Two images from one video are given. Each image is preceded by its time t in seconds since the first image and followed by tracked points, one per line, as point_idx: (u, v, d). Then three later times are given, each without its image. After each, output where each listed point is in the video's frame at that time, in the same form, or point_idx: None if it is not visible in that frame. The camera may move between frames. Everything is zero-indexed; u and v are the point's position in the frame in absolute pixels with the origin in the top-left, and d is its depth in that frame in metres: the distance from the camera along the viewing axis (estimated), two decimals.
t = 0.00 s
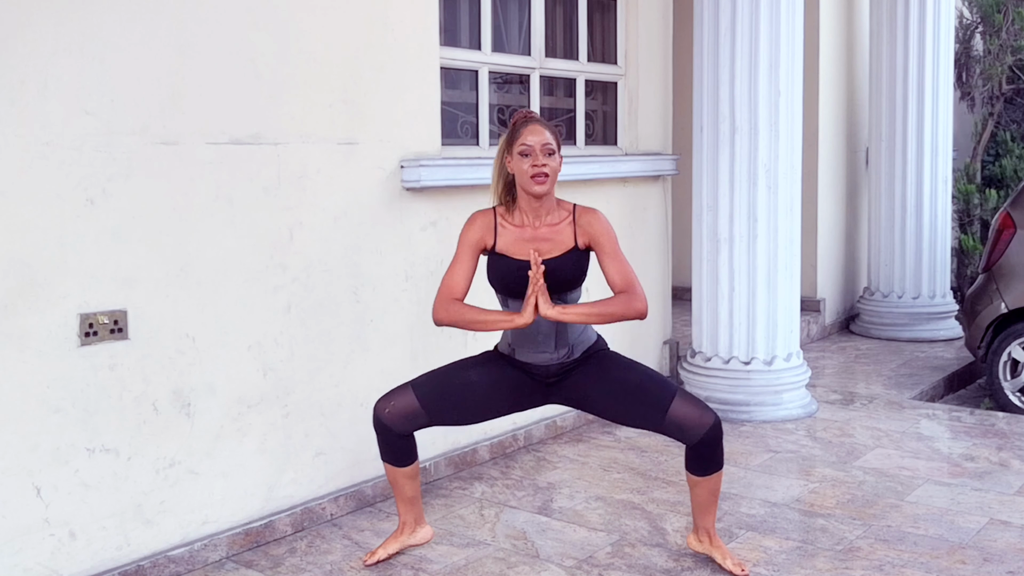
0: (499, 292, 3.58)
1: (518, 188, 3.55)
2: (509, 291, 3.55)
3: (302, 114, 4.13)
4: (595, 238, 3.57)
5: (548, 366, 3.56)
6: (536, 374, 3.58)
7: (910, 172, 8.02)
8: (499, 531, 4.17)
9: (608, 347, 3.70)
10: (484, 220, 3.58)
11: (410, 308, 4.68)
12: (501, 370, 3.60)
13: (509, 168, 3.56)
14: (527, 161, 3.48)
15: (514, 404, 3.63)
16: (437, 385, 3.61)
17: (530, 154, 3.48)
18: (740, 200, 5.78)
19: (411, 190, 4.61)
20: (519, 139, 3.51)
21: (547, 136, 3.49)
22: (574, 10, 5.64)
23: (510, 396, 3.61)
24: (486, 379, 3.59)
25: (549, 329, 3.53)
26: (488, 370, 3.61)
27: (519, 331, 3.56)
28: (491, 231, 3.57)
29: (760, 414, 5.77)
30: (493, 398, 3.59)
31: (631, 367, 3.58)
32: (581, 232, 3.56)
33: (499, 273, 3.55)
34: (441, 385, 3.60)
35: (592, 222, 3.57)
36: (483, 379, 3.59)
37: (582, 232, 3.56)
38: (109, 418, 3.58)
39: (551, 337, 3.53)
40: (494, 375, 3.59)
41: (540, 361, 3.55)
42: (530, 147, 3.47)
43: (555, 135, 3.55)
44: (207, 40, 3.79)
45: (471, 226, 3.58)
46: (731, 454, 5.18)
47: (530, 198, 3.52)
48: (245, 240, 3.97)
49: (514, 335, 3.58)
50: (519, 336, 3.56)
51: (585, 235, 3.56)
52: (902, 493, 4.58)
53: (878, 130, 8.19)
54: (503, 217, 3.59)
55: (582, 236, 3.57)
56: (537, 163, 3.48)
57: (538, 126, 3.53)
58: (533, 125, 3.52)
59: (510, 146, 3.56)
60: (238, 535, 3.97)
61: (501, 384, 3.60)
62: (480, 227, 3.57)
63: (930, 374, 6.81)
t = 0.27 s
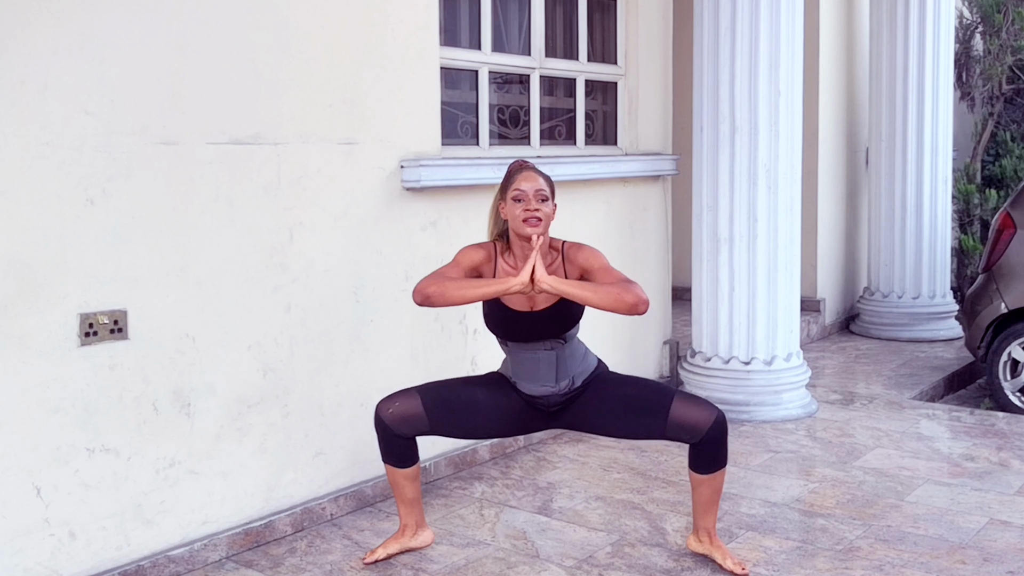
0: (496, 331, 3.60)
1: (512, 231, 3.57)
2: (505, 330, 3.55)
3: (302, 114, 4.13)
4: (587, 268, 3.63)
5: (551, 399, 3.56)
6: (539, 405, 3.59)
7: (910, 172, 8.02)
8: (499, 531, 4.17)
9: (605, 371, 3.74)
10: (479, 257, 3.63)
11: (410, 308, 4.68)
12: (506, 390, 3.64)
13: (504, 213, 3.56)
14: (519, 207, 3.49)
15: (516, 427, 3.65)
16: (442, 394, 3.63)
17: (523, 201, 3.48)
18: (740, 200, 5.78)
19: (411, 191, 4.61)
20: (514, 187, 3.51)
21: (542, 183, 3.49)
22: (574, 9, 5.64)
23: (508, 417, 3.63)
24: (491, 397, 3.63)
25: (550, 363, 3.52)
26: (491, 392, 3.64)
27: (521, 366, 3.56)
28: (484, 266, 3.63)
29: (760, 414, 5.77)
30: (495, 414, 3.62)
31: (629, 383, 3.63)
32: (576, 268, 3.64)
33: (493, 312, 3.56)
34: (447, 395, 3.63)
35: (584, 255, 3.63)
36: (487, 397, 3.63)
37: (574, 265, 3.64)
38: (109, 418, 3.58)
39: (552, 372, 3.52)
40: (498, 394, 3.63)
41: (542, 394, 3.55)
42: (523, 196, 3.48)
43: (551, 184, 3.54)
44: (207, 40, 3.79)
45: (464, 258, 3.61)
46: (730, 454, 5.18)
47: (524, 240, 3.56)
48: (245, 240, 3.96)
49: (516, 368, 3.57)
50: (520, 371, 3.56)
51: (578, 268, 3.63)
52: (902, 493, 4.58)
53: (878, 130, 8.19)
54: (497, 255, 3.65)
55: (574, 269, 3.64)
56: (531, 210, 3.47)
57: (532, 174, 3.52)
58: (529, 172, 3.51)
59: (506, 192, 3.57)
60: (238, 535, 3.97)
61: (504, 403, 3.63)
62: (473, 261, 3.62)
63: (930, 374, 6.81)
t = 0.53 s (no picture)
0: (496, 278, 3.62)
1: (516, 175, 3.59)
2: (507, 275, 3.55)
3: (302, 114, 4.13)
4: (593, 219, 3.59)
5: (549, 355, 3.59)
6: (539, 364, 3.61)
7: (910, 172, 8.02)
8: (499, 531, 4.17)
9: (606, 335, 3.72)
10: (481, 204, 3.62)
11: (410, 308, 4.68)
12: (504, 366, 3.61)
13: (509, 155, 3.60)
14: (526, 148, 3.52)
15: (516, 397, 3.65)
16: (442, 390, 3.60)
17: (529, 142, 3.51)
18: (740, 200, 5.78)
19: (411, 191, 4.61)
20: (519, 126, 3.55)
21: (548, 123, 3.53)
22: (574, 10, 5.64)
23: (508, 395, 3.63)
24: (489, 378, 3.60)
25: (549, 315, 3.56)
26: (489, 367, 3.61)
27: (520, 318, 3.59)
28: (486, 213, 3.60)
29: (760, 414, 5.77)
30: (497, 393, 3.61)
31: (633, 361, 3.58)
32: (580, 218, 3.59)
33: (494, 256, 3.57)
34: (447, 390, 3.59)
35: (590, 206, 3.59)
36: (488, 380, 3.60)
37: (580, 215, 3.59)
38: (109, 418, 3.58)
39: (551, 323, 3.56)
40: (496, 371, 3.60)
41: (542, 347, 3.58)
42: (529, 135, 3.51)
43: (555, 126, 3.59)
44: (207, 40, 3.79)
45: (467, 208, 3.61)
46: (731, 454, 5.18)
47: (528, 183, 3.57)
48: (245, 240, 3.97)
49: (515, 322, 3.61)
50: (519, 324, 3.59)
51: (584, 218, 3.59)
52: (902, 493, 4.58)
53: (878, 130, 8.19)
54: (501, 201, 3.63)
55: (581, 221, 3.59)
56: (536, 149, 3.51)
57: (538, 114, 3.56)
58: (534, 114, 3.55)
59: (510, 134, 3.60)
60: (238, 535, 3.97)
61: (504, 380, 3.61)
62: (476, 208, 3.60)
63: (930, 374, 6.81)
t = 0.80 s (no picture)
0: (500, 270, 3.60)
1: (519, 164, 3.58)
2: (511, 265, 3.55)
3: (302, 114, 4.13)
4: (597, 213, 3.57)
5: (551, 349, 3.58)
6: (539, 359, 3.59)
7: (910, 172, 8.02)
8: (499, 531, 4.17)
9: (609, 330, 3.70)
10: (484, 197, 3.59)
11: (410, 308, 4.68)
12: (504, 360, 3.60)
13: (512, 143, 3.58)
14: (529, 135, 3.51)
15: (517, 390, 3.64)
16: (443, 388, 3.60)
17: (532, 128, 3.51)
18: (740, 200, 5.78)
19: (411, 191, 4.61)
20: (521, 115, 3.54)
21: (550, 111, 3.53)
22: (574, 10, 5.64)
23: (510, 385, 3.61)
24: (490, 372, 3.59)
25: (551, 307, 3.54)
26: (489, 362, 3.60)
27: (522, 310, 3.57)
28: (491, 205, 3.58)
29: (760, 414, 5.77)
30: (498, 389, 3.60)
31: (635, 358, 3.58)
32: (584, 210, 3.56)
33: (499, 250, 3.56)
34: (448, 390, 3.59)
35: (594, 200, 3.57)
36: (489, 376, 3.59)
37: (584, 208, 3.56)
38: (110, 418, 3.58)
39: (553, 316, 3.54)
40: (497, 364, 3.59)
41: (543, 340, 3.56)
42: (532, 122, 3.50)
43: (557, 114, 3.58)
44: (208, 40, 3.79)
45: (472, 202, 3.59)
46: (731, 454, 5.18)
47: (531, 171, 3.56)
48: (245, 240, 3.97)
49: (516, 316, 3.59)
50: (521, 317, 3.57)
51: (587, 213, 3.56)
52: (902, 493, 4.58)
53: (878, 130, 8.19)
54: (504, 193, 3.60)
55: (584, 215, 3.57)
56: (539, 136, 3.51)
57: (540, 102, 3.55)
58: (537, 101, 3.55)
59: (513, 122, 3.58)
60: (238, 535, 3.97)
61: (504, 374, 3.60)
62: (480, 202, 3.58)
63: (930, 374, 6.81)
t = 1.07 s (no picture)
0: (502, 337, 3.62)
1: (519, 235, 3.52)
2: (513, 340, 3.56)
3: (301, 113, 4.13)
4: (595, 283, 3.57)
5: (553, 401, 3.55)
6: (540, 407, 3.58)
7: (910, 172, 8.02)
8: (499, 531, 4.17)
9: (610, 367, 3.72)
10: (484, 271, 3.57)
11: (410, 308, 4.68)
12: (510, 395, 3.60)
13: (512, 217, 3.53)
14: (529, 209, 3.45)
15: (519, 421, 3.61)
16: (446, 397, 3.62)
17: (533, 202, 3.44)
18: (740, 200, 5.78)
19: (411, 191, 4.61)
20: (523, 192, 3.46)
21: (551, 187, 3.46)
22: (573, 9, 5.64)
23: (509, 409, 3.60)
24: (493, 399, 3.60)
25: (553, 369, 3.51)
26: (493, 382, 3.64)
27: (525, 368, 3.54)
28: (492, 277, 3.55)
29: (760, 414, 5.77)
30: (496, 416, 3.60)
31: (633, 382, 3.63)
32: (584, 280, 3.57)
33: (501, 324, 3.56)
34: (450, 400, 3.61)
35: (593, 269, 3.56)
36: (491, 399, 3.60)
37: (583, 279, 3.57)
38: (110, 418, 3.58)
39: (556, 376, 3.51)
40: (503, 397, 3.60)
41: (543, 396, 3.54)
42: (534, 201, 3.44)
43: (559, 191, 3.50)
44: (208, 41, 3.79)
45: (472, 275, 3.56)
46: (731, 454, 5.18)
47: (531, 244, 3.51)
48: (245, 241, 3.97)
49: (519, 369, 3.56)
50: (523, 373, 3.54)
51: (586, 282, 3.57)
52: (902, 493, 4.59)
53: (878, 130, 8.19)
54: (504, 265, 3.59)
55: (583, 284, 3.58)
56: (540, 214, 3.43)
57: (543, 181, 3.47)
58: (537, 176, 3.49)
59: (513, 197, 3.53)
60: (238, 535, 3.97)
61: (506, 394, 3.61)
62: (479, 278, 3.56)
63: (930, 374, 6.81)
